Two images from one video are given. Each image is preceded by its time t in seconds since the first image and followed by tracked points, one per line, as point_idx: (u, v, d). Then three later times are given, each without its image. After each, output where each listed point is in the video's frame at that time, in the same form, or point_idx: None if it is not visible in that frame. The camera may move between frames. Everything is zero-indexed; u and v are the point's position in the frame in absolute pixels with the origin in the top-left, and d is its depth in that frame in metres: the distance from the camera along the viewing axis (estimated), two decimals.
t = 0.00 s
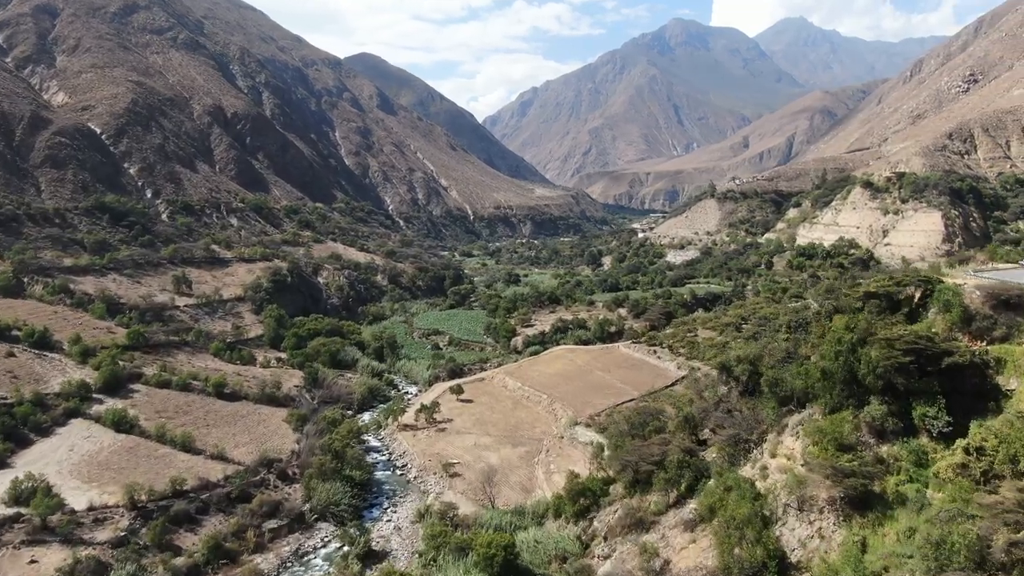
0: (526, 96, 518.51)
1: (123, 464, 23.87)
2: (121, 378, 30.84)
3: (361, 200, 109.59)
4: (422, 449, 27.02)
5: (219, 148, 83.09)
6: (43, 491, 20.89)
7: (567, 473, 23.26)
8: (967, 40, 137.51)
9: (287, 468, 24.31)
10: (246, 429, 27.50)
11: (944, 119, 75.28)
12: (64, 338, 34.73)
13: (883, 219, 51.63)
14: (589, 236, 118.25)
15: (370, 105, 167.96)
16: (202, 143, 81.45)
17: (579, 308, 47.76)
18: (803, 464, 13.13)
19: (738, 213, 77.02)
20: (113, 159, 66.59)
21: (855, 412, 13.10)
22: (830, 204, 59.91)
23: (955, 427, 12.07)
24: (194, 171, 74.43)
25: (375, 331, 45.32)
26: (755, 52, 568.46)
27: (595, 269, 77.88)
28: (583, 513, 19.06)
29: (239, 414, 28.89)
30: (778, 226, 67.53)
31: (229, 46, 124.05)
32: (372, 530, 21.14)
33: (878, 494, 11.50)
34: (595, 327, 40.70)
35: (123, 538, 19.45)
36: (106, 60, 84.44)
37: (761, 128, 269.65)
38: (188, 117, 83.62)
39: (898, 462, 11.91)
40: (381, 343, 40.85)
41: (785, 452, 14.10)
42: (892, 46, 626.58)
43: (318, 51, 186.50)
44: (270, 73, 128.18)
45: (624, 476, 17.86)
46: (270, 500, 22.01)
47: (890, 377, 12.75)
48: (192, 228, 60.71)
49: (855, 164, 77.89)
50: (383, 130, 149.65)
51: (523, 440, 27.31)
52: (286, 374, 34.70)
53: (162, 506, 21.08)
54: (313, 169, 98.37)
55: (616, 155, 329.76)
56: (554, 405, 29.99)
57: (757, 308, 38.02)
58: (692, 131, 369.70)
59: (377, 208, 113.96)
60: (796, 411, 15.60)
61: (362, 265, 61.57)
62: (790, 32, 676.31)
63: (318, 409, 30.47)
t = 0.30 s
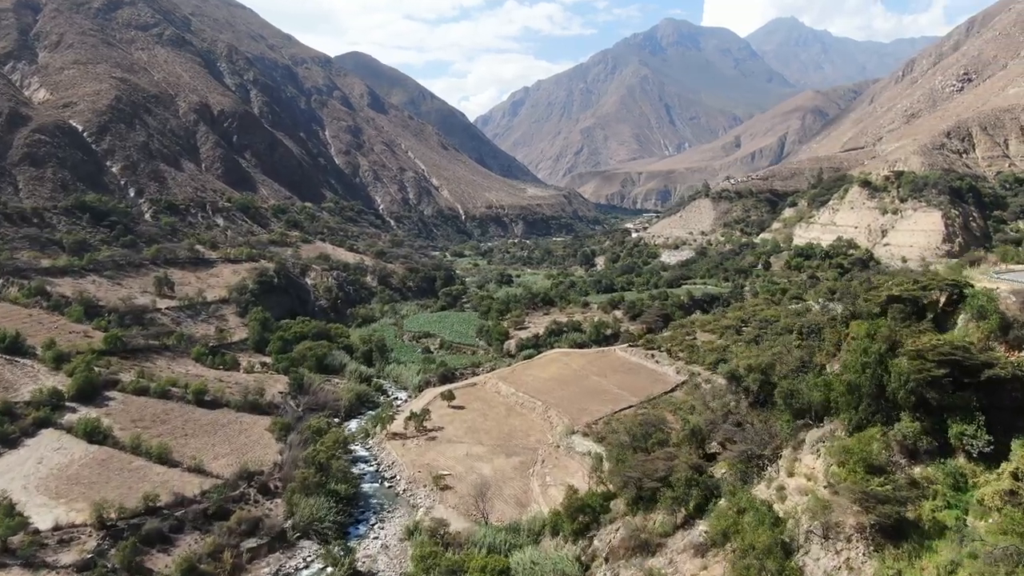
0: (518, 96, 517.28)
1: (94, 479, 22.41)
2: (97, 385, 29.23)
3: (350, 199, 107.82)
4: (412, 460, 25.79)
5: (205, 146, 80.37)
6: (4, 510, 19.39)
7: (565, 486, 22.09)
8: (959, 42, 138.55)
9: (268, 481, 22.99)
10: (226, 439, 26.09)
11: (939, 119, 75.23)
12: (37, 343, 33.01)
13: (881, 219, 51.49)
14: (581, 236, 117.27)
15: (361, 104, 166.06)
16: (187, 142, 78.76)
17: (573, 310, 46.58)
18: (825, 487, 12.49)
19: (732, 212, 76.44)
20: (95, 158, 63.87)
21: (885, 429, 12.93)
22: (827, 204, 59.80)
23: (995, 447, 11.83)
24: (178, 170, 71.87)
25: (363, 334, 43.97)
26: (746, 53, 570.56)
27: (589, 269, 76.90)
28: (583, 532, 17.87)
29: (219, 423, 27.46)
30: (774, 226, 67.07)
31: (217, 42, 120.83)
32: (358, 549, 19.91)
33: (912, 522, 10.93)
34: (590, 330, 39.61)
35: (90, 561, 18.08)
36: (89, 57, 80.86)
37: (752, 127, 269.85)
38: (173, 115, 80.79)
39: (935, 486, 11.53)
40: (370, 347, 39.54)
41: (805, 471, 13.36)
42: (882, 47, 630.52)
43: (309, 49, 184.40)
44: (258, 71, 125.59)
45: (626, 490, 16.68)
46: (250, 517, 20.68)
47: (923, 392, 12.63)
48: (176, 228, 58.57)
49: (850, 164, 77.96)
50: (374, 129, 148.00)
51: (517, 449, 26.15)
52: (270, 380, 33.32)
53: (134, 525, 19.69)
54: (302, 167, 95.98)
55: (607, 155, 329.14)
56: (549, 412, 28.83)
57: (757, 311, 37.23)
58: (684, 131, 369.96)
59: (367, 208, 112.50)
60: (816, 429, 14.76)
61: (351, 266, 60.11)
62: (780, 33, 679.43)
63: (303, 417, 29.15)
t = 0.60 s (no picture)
0: (507, 96, 515.66)
1: (61, 495, 20.88)
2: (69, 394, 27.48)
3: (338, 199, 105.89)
4: (400, 472, 24.52)
5: (188, 145, 76.46)
6: None
7: (562, 501, 20.94)
8: (948, 42, 140.37)
9: (247, 497, 21.62)
10: (203, 451, 24.64)
11: (931, 121, 75.42)
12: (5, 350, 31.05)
13: (879, 218, 51.88)
14: (572, 236, 116.28)
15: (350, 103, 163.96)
16: (170, 140, 74.93)
17: (566, 313, 45.42)
18: (854, 514, 11.95)
19: (726, 212, 75.82)
20: (74, 156, 60.48)
21: (922, 451, 12.66)
22: (823, 204, 60.05)
23: None
24: (160, 168, 68.33)
25: (350, 337, 42.53)
26: (735, 53, 572.93)
27: (581, 270, 75.96)
28: (583, 553, 16.68)
29: (196, 434, 25.99)
30: (769, 226, 66.71)
31: (202, 40, 116.76)
32: (340, 572, 18.64)
33: (959, 560, 10.44)
34: (584, 333, 38.51)
35: None
36: (69, 53, 76.74)
37: (743, 127, 270.18)
38: (156, 113, 76.91)
39: (978, 515, 11.05)
40: (357, 351, 38.17)
41: (829, 495, 12.82)
42: (869, 48, 635.00)
43: (296, 47, 182.19)
44: (245, 69, 122.22)
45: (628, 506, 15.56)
46: (226, 537, 19.32)
47: (964, 411, 12.50)
48: (158, 228, 56.05)
49: (844, 164, 78.44)
50: (363, 128, 146.24)
51: (510, 459, 25.01)
52: (252, 387, 31.82)
53: (100, 548, 18.28)
54: (289, 166, 92.38)
55: (598, 155, 328.61)
56: (544, 420, 27.67)
57: (755, 313, 36.49)
58: (674, 130, 370.30)
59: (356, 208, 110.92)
60: (837, 446, 14.54)
61: (338, 267, 58.58)
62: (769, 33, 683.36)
63: (285, 427, 27.77)
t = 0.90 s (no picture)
0: (500, 96, 513.98)
1: (28, 513, 19.40)
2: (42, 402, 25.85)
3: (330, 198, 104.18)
4: (390, 485, 23.32)
5: (176, 143, 72.91)
6: None
7: (561, 518, 19.80)
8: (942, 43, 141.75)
9: (226, 514, 20.40)
10: (181, 463, 23.35)
11: (927, 122, 75.20)
12: None
13: (879, 218, 51.76)
14: (566, 236, 115.20)
15: (341, 102, 161.99)
16: (157, 138, 71.32)
17: (561, 315, 44.27)
18: (890, 544, 11.19)
19: (722, 212, 75.11)
20: (57, 154, 57.06)
21: (968, 476, 11.79)
22: (822, 203, 59.88)
23: None
24: (147, 167, 64.95)
25: (339, 341, 41.16)
26: (728, 53, 574.45)
27: (576, 270, 74.94)
28: None
29: (175, 445, 24.64)
30: (766, 226, 66.37)
31: (191, 36, 112.81)
32: None
33: None
34: (581, 336, 37.40)
35: None
36: (53, 49, 72.43)
37: (736, 127, 269.92)
38: (143, 110, 73.01)
39: None
40: (347, 355, 36.86)
41: (859, 523, 12.09)
42: (861, 48, 637.30)
43: (287, 45, 180.09)
44: (234, 66, 118.73)
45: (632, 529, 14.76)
46: (203, 559, 18.14)
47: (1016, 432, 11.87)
48: (142, 228, 53.70)
49: (840, 164, 78.49)
50: (355, 127, 144.59)
51: (505, 471, 23.86)
52: (236, 393, 30.41)
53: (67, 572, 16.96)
54: (279, 164, 89.00)
55: (591, 155, 327.81)
56: (540, 428, 26.51)
57: (757, 316, 35.59)
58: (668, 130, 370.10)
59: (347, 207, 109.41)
60: (864, 467, 13.89)
61: (328, 267, 57.08)
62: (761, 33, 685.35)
63: (270, 437, 26.48)
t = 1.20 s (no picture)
0: (493, 96, 512.25)
1: None
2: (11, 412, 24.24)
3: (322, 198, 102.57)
4: (380, 499, 22.04)
5: (163, 140, 70.27)
6: None
7: (561, 536, 18.65)
8: (937, 43, 142.04)
9: (204, 532, 19.09)
10: (158, 477, 21.99)
11: (926, 121, 74.64)
12: None
13: (881, 218, 51.24)
14: (561, 236, 114.13)
15: (334, 100, 160.04)
16: (144, 136, 68.57)
17: (558, 318, 43.08)
18: None
19: (720, 212, 74.42)
20: (38, 152, 54.57)
21: None
22: (822, 202, 59.39)
23: None
24: (133, 166, 62.35)
25: (329, 344, 39.78)
26: (722, 53, 575.33)
27: (571, 271, 73.87)
28: None
29: (152, 457, 23.26)
30: (764, 225, 65.82)
31: (181, 33, 110.04)
32: None
33: None
34: (578, 340, 36.24)
35: None
36: (37, 44, 68.55)
37: (731, 126, 269.48)
38: (130, 107, 70.20)
39: None
40: (336, 360, 35.53)
41: (903, 558, 11.34)
42: (853, 48, 639.49)
43: (278, 43, 177.91)
44: (225, 63, 115.89)
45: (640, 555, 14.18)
46: None
47: None
48: (127, 227, 51.54)
49: (838, 164, 78.14)
50: (347, 126, 142.91)
51: (500, 484, 22.64)
52: (220, 400, 28.98)
53: None
54: (270, 164, 87.12)
55: (585, 155, 326.78)
56: (538, 437, 25.33)
57: (761, 319, 34.64)
58: (662, 130, 369.96)
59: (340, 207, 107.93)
60: (901, 491, 13.10)
61: (318, 268, 55.61)
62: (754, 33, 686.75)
63: (254, 447, 25.11)
